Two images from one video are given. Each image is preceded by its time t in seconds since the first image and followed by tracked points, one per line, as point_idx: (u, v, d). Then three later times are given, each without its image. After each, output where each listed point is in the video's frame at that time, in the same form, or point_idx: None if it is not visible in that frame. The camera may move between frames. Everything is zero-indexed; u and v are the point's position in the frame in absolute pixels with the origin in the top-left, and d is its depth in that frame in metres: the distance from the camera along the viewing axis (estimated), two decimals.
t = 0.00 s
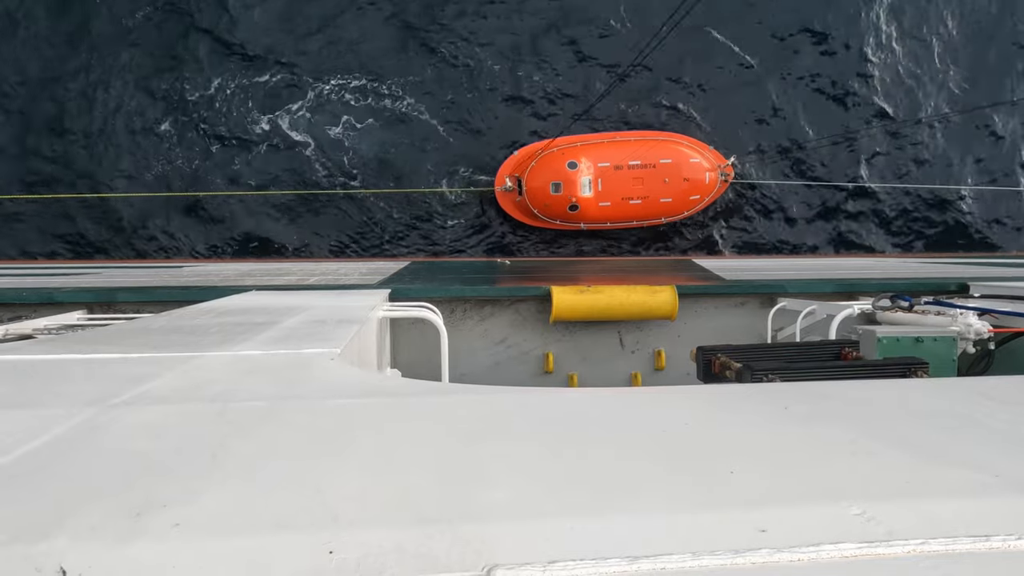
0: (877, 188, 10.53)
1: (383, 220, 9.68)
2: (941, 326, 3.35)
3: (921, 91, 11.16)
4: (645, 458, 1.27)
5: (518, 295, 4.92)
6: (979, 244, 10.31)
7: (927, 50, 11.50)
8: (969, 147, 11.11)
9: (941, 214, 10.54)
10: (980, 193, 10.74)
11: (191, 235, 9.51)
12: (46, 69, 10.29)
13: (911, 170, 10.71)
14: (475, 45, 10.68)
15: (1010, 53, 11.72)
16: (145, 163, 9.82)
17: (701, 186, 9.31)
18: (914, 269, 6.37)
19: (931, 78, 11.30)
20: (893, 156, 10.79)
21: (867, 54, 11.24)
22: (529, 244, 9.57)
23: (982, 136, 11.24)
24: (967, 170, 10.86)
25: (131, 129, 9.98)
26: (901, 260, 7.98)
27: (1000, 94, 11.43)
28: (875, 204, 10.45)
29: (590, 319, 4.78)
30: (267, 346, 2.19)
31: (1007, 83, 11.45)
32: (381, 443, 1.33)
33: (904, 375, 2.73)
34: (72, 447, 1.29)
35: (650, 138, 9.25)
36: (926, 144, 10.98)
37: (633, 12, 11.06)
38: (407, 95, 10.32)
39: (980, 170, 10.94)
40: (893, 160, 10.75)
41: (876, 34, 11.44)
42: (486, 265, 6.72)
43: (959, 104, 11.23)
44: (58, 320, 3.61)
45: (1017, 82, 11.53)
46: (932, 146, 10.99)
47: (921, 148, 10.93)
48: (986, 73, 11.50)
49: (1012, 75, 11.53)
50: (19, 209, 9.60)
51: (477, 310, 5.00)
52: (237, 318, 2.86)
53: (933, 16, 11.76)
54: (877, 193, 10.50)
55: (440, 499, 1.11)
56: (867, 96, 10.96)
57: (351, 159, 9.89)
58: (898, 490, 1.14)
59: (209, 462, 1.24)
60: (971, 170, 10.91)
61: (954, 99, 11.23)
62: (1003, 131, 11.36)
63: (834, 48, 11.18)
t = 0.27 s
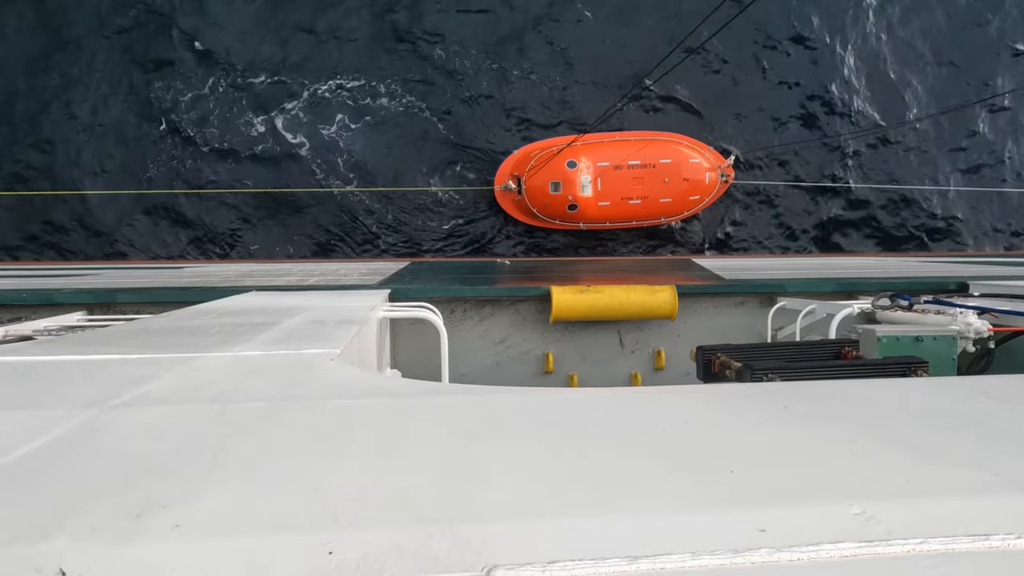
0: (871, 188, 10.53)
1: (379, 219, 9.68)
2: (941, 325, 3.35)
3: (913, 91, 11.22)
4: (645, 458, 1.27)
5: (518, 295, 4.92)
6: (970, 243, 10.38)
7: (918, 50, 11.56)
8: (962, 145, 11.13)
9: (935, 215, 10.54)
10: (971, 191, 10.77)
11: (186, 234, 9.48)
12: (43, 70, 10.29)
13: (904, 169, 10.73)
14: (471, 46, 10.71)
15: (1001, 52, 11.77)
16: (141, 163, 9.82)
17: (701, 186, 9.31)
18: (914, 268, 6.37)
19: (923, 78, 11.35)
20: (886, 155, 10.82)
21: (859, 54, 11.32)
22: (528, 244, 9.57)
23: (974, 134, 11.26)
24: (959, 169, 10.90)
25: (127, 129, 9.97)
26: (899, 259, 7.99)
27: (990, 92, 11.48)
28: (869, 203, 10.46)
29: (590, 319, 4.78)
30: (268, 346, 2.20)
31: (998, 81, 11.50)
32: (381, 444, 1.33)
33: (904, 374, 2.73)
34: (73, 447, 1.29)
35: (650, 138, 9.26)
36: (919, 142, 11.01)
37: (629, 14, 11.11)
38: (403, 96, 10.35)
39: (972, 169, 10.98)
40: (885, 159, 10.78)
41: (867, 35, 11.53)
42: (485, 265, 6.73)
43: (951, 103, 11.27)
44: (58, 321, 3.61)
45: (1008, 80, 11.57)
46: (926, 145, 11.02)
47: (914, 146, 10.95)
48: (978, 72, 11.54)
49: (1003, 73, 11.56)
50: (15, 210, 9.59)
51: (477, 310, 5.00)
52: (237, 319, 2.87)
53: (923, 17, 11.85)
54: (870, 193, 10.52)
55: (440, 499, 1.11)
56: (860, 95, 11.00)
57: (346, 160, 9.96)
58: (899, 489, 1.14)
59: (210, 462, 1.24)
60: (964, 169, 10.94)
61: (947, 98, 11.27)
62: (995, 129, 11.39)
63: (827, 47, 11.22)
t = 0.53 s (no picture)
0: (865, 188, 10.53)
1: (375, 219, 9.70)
2: (941, 325, 3.35)
3: (907, 90, 11.23)
4: (644, 458, 1.27)
5: (518, 294, 4.92)
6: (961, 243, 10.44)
7: (913, 48, 11.54)
8: (955, 144, 11.13)
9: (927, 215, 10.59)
10: (961, 192, 10.82)
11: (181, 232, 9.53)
12: (40, 70, 10.29)
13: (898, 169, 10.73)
14: (467, 44, 10.69)
15: (994, 50, 11.76)
16: (137, 162, 9.83)
17: (701, 187, 9.32)
18: (913, 268, 6.37)
19: (918, 76, 11.34)
20: (880, 154, 10.81)
21: (853, 54, 11.34)
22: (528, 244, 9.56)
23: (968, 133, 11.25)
24: (951, 169, 10.92)
25: (123, 129, 9.98)
26: (897, 258, 8.00)
27: (983, 91, 11.48)
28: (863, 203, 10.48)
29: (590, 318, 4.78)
30: (268, 346, 2.20)
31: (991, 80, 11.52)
32: (381, 443, 1.33)
33: (905, 374, 2.73)
34: (73, 447, 1.29)
35: (650, 139, 9.26)
36: (913, 142, 11.02)
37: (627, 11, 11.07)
38: (399, 95, 10.34)
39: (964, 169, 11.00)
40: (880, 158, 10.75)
41: (862, 34, 11.55)
42: (485, 265, 6.73)
43: (944, 102, 11.28)
44: (58, 321, 3.61)
45: (1001, 79, 11.58)
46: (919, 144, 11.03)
47: (908, 146, 10.96)
48: (971, 71, 11.52)
49: (996, 72, 11.57)
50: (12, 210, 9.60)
51: (477, 310, 5.00)
52: (238, 319, 2.87)
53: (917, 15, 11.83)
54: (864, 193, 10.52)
55: (441, 499, 1.11)
56: (855, 95, 11.03)
57: (340, 160, 9.94)
58: (899, 489, 1.14)
59: (210, 462, 1.24)
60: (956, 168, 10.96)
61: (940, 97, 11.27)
62: (988, 128, 11.39)
63: (822, 46, 11.21)
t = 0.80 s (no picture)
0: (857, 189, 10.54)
1: (371, 221, 9.76)
2: (940, 326, 3.35)
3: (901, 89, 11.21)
4: (643, 458, 1.28)
5: (518, 295, 4.92)
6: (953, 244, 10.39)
7: (905, 49, 11.55)
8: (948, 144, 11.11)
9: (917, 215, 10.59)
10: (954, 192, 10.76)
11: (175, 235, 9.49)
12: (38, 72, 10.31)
13: (890, 169, 10.73)
14: (463, 46, 10.72)
15: (985, 52, 11.80)
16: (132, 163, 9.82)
17: (701, 188, 9.34)
18: (911, 269, 6.38)
19: (910, 76, 11.34)
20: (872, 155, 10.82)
21: (846, 55, 11.37)
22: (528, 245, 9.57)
23: (961, 133, 11.24)
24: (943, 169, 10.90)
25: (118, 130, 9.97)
26: (896, 259, 8.00)
27: (974, 92, 11.49)
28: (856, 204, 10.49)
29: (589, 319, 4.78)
30: (267, 347, 2.20)
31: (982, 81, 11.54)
32: (382, 443, 1.34)
33: (903, 374, 2.73)
34: (72, 448, 1.29)
35: (649, 142, 9.26)
36: (905, 142, 11.03)
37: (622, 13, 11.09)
38: (395, 96, 10.36)
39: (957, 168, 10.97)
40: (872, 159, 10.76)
41: (855, 34, 11.58)
42: (484, 266, 6.73)
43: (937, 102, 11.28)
44: (57, 322, 3.61)
45: (991, 80, 11.62)
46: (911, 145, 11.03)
47: (900, 146, 10.98)
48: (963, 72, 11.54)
49: (987, 73, 11.61)
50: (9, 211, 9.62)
51: (476, 310, 5.00)
52: (237, 320, 2.87)
53: (909, 16, 11.86)
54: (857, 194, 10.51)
55: (441, 499, 1.11)
56: (847, 96, 11.06)
57: (334, 162, 9.96)
58: (897, 489, 1.14)
59: (210, 462, 1.24)
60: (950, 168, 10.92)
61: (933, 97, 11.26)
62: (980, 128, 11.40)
63: (815, 48, 11.27)
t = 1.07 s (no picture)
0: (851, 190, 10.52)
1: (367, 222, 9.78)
2: (939, 326, 3.36)
3: (893, 90, 11.23)
4: (642, 457, 1.28)
5: (517, 295, 4.93)
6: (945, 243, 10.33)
7: (899, 50, 11.56)
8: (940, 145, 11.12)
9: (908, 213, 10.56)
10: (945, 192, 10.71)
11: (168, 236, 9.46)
12: (36, 73, 10.33)
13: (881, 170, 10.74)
14: (459, 45, 10.74)
15: (977, 53, 11.82)
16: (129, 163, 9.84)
17: (700, 188, 9.36)
18: (909, 269, 6.38)
19: (903, 77, 11.36)
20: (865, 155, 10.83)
21: (839, 56, 11.38)
22: (528, 246, 9.59)
23: (952, 134, 11.26)
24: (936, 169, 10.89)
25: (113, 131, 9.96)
26: (895, 259, 8.00)
27: (969, 91, 11.52)
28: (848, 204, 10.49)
29: (588, 319, 4.78)
30: (267, 347, 2.20)
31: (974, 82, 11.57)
32: (382, 443, 1.34)
33: (902, 375, 2.74)
34: (70, 449, 1.29)
35: (649, 143, 9.26)
36: (898, 143, 11.05)
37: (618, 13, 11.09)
38: (390, 96, 10.37)
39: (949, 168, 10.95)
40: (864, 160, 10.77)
41: (850, 33, 11.59)
42: (483, 266, 6.74)
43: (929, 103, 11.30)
44: (55, 323, 3.61)
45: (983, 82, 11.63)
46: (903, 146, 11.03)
47: (892, 147, 10.99)
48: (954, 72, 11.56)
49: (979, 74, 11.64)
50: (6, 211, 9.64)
51: (476, 310, 5.00)
52: (236, 320, 2.87)
53: (902, 16, 11.85)
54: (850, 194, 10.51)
55: (440, 500, 1.11)
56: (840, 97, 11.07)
57: (328, 162, 9.96)
58: (897, 489, 1.14)
59: (208, 462, 1.24)
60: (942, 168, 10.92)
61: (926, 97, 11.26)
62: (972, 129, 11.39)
63: (808, 50, 11.30)
